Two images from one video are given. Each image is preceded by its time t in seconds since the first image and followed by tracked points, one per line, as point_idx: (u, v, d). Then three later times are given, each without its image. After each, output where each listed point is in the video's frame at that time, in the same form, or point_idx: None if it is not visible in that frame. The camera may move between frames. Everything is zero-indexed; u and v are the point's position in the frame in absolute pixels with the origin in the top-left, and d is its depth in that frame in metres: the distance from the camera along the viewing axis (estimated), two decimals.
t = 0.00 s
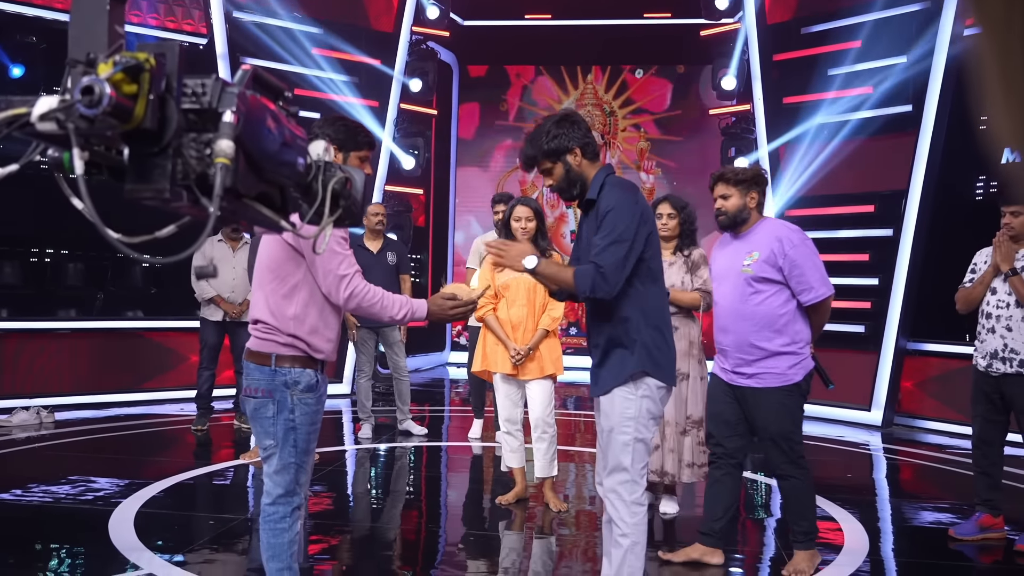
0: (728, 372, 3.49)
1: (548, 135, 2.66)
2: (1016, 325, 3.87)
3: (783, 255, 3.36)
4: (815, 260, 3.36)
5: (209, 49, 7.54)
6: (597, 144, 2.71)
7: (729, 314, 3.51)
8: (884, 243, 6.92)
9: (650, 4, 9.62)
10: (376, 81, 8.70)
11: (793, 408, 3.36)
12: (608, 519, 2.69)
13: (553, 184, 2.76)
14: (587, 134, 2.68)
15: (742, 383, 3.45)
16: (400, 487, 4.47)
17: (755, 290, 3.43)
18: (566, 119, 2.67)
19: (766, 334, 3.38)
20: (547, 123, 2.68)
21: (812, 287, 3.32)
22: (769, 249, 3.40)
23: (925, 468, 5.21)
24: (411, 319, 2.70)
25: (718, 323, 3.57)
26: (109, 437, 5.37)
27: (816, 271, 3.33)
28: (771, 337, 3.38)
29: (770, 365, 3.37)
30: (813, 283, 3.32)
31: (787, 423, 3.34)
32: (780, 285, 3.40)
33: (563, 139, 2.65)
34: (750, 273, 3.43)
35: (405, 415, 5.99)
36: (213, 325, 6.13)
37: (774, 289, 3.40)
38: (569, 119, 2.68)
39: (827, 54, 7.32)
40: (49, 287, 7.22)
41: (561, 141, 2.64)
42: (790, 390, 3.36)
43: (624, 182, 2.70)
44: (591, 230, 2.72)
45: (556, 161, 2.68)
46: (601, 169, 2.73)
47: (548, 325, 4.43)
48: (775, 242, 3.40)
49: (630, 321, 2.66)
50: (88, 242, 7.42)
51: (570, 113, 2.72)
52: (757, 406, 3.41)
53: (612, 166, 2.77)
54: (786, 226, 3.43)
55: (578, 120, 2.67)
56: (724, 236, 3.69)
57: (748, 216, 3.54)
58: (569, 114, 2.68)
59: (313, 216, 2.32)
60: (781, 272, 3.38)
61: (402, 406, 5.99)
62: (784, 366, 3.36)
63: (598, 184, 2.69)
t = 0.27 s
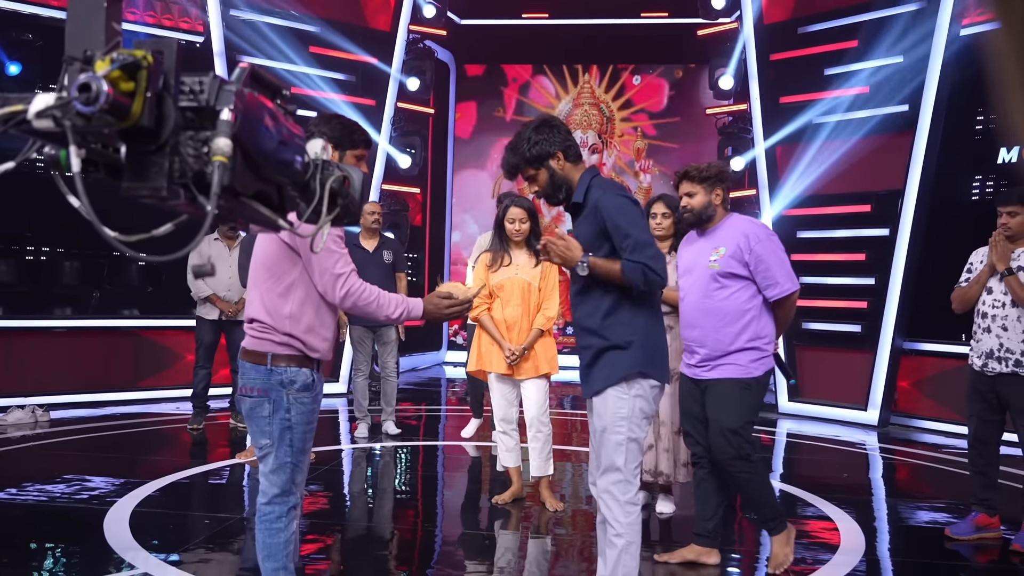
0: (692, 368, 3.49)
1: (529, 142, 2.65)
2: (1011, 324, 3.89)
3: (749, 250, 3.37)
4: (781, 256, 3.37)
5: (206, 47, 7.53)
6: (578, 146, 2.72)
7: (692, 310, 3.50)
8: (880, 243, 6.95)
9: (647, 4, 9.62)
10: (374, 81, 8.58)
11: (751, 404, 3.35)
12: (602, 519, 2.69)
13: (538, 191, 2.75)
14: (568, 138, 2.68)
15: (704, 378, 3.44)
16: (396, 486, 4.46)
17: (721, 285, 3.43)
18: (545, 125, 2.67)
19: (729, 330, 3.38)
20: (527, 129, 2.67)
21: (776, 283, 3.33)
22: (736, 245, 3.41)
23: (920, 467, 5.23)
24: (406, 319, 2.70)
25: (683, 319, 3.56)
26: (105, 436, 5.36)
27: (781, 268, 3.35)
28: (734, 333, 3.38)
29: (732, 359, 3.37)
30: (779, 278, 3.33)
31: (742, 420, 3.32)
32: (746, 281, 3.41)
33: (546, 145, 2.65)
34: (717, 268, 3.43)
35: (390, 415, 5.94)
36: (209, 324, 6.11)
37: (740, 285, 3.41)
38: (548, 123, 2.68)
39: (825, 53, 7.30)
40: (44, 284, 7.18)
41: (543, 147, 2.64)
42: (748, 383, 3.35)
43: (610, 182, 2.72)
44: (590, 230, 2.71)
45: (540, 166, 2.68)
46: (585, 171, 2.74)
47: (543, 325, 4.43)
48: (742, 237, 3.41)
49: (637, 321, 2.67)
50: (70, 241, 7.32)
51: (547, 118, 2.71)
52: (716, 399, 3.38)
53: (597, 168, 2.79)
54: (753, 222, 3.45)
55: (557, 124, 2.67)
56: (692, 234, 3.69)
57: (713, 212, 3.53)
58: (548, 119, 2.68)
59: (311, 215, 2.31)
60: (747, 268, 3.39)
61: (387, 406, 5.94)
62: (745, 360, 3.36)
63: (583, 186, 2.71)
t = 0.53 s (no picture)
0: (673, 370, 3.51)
1: (539, 144, 2.65)
2: (1012, 327, 3.90)
3: (727, 251, 3.45)
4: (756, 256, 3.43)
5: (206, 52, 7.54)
6: (589, 148, 2.71)
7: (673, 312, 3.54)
8: (880, 247, 6.96)
9: (646, 8, 9.64)
10: (375, 85, 8.48)
11: (729, 404, 3.34)
12: (606, 522, 2.68)
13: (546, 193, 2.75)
14: (577, 141, 2.67)
15: (684, 380, 3.45)
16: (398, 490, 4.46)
17: (700, 286, 3.49)
18: (555, 128, 2.66)
19: (708, 330, 3.42)
20: (538, 131, 2.67)
21: (755, 283, 3.39)
22: (714, 245, 3.49)
23: (922, 471, 5.23)
24: (407, 323, 2.69)
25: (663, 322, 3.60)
26: (106, 441, 5.35)
27: (760, 268, 3.41)
28: (714, 334, 3.42)
29: (710, 359, 3.39)
30: (757, 279, 3.39)
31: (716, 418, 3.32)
32: (725, 282, 3.47)
33: (557, 147, 2.64)
34: (696, 269, 3.50)
35: (391, 419, 5.96)
36: (209, 329, 6.11)
37: (719, 285, 3.47)
38: (559, 126, 2.67)
39: (824, 57, 7.31)
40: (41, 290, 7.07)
41: (554, 150, 2.64)
42: (727, 383, 3.35)
43: (618, 186, 2.70)
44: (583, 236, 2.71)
45: (550, 169, 2.67)
46: (596, 174, 2.73)
47: (542, 329, 4.41)
48: (720, 238, 3.49)
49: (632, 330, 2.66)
50: (76, 246, 7.32)
51: (559, 120, 2.70)
52: (694, 401, 3.39)
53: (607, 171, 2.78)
54: (732, 223, 3.52)
55: (567, 127, 2.66)
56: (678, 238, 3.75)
57: (697, 213, 3.59)
58: (560, 122, 2.66)
59: (313, 219, 2.32)
60: (724, 268, 3.45)
61: (388, 411, 5.95)
62: (723, 360, 3.37)
63: (593, 190, 2.69)
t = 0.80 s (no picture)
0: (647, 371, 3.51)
1: (538, 146, 2.67)
2: (1008, 326, 3.92)
3: (704, 253, 3.44)
4: (733, 259, 3.43)
5: (201, 52, 7.52)
6: (586, 150, 2.72)
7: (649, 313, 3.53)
8: (875, 247, 6.98)
9: (643, 8, 9.65)
10: (371, 85, 8.46)
11: (703, 408, 3.36)
12: (600, 522, 2.69)
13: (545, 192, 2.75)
14: (575, 143, 2.69)
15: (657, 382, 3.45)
16: (395, 490, 4.45)
17: (676, 288, 3.48)
18: (551, 130, 2.67)
19: (683, 332, 3.42)
20: (533, 133, 2.68)
21: (731, 286, 3.40)
22: (691, 247, 3.49)
23: (918, 470, 5.25)
24: (402, 322, 2.70)
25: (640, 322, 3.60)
26: (102, 442, 5.34)
27: (736, 271, 3.41)
28: (689, 336, 3.41)
29: (683, 362, 3.38)
30: (733, 282, 3.40)
31: (689, 423, 3.34)
32: (701, 284, 3.46)
33: (551, 151, 2.66)
34: (672, 270, 3.50)
35: (388, 420, 5.93)
36: (206, 329, 6.09)
37: (695, 288, 3.46)
38: (554, 128, 2.68)
39: (819, 58, 7.31)
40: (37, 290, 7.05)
41: (550, 153, 2.65)
42: (700, 387, 3.35)
43: (618, 185, 2.71)
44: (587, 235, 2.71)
45: (549, 172, 2.69)
46: (594, 174, 2.74)
47: (536, 331, 4.41)
48: (697, 239, 3.48)
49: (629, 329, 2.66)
50: (71, 246, 7.27)
51: (554, 122, 2.71)
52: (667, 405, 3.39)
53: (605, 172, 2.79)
54: (710, 224, 3.52)
55: (563, 129, 2.67)
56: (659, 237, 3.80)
57: (678, 214, 3.65)
58: (555, 124, 2.68)
59: (311, 219, 2.32)
60: (702, 271, 3.45)
61: (384, 411, 5.93)
62: (697, 363, 3.37)
63: (592, 190, 2.70)
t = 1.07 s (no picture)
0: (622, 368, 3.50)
1: (563, 134, 2.67)
2: (1003, 323, 3.94)
3: (682, 252, 3.45)
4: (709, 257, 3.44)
5: (196, 51, 7.50)
6: (609, 144, 2.73)
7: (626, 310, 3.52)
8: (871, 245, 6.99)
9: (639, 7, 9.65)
10: (367, 85, 8.52)
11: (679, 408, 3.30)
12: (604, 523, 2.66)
13: (561, 182, 2.75)
14: (599, 135, 2.69)
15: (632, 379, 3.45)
16: (392, 490, 4.45)
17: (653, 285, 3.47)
18: (576, 120, 2.68)
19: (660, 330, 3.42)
20: (557, 122, 2.69)
21: (707, 287, 3.41)
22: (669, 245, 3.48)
23: (915, 468, 5.26)
24: (398, 321, 2.69)
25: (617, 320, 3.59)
26: (98, 442, 5.32)
27: (713, 272, 3.42)
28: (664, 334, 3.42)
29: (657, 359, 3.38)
30: (710, 283, 3.41)
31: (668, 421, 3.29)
32: (679, 283, 3.47)
33: (575, 139, 2.66)
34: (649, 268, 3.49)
35: (385, 419, 5.92)
36: (201, 329, 6.08)
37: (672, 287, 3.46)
38: (580, 118, 2.69)
39: (815, 56, 7.31)
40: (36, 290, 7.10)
41: (572, 142, 2.66)
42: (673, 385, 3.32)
43: (635, 182, 2.72)
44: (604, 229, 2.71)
45: (568, 161, 2.68)
46: (613, 170, 2.75)
47: (524, 331, 4.35)
48: (676, 238, 3.49)
49: (636, 326, 2.66)
50: (65, 247, 7.26)
51: (580, 112, 2.72)
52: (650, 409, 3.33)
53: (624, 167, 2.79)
54: (690, 223, 3.53)
55: (588, 120, 2.68)
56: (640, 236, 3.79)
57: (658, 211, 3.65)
58: (582, 114, 2.69)
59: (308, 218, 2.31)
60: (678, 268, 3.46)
61: (381, 411, 5.92)
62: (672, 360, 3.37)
63: (609, 185, 2.71)
